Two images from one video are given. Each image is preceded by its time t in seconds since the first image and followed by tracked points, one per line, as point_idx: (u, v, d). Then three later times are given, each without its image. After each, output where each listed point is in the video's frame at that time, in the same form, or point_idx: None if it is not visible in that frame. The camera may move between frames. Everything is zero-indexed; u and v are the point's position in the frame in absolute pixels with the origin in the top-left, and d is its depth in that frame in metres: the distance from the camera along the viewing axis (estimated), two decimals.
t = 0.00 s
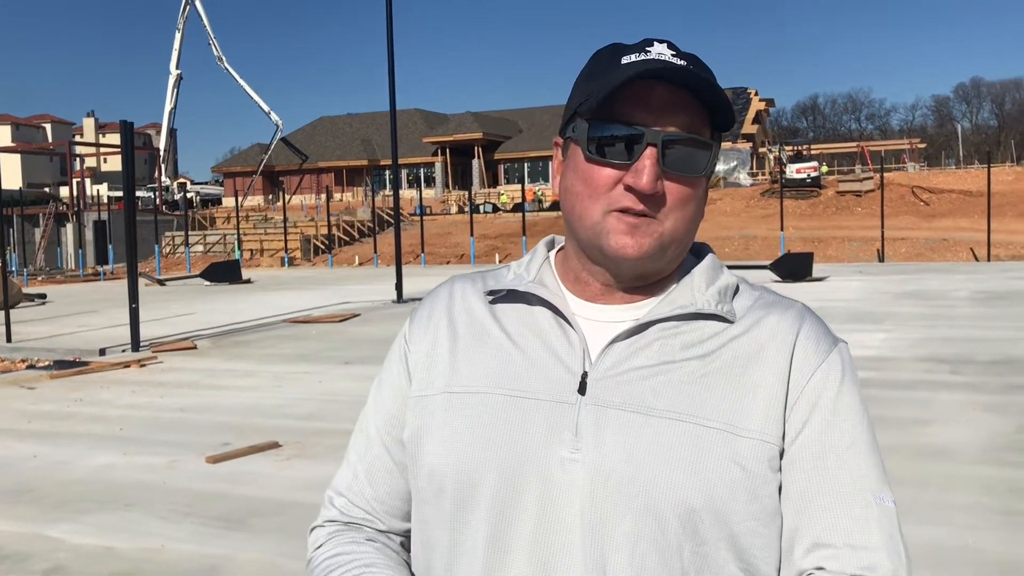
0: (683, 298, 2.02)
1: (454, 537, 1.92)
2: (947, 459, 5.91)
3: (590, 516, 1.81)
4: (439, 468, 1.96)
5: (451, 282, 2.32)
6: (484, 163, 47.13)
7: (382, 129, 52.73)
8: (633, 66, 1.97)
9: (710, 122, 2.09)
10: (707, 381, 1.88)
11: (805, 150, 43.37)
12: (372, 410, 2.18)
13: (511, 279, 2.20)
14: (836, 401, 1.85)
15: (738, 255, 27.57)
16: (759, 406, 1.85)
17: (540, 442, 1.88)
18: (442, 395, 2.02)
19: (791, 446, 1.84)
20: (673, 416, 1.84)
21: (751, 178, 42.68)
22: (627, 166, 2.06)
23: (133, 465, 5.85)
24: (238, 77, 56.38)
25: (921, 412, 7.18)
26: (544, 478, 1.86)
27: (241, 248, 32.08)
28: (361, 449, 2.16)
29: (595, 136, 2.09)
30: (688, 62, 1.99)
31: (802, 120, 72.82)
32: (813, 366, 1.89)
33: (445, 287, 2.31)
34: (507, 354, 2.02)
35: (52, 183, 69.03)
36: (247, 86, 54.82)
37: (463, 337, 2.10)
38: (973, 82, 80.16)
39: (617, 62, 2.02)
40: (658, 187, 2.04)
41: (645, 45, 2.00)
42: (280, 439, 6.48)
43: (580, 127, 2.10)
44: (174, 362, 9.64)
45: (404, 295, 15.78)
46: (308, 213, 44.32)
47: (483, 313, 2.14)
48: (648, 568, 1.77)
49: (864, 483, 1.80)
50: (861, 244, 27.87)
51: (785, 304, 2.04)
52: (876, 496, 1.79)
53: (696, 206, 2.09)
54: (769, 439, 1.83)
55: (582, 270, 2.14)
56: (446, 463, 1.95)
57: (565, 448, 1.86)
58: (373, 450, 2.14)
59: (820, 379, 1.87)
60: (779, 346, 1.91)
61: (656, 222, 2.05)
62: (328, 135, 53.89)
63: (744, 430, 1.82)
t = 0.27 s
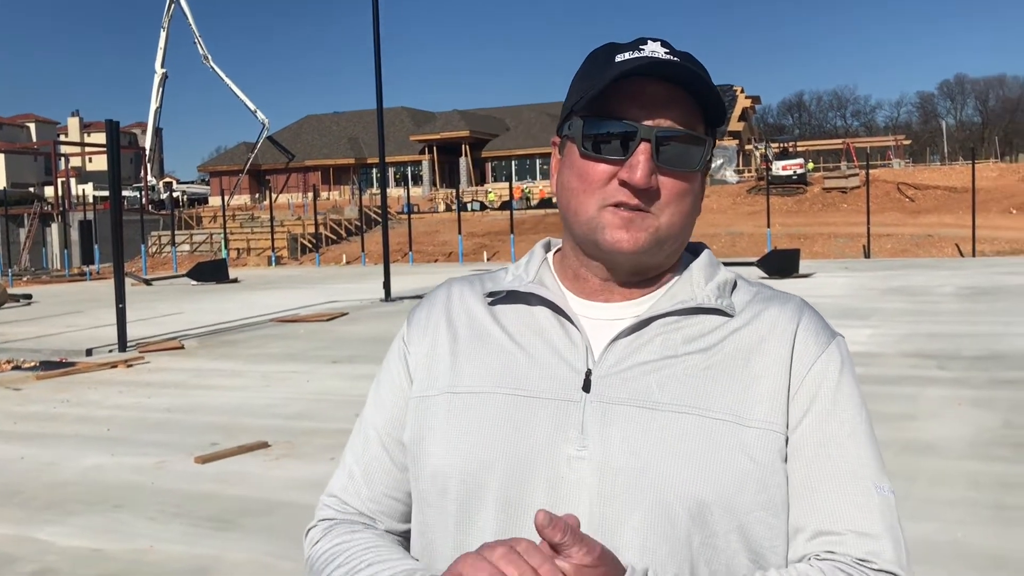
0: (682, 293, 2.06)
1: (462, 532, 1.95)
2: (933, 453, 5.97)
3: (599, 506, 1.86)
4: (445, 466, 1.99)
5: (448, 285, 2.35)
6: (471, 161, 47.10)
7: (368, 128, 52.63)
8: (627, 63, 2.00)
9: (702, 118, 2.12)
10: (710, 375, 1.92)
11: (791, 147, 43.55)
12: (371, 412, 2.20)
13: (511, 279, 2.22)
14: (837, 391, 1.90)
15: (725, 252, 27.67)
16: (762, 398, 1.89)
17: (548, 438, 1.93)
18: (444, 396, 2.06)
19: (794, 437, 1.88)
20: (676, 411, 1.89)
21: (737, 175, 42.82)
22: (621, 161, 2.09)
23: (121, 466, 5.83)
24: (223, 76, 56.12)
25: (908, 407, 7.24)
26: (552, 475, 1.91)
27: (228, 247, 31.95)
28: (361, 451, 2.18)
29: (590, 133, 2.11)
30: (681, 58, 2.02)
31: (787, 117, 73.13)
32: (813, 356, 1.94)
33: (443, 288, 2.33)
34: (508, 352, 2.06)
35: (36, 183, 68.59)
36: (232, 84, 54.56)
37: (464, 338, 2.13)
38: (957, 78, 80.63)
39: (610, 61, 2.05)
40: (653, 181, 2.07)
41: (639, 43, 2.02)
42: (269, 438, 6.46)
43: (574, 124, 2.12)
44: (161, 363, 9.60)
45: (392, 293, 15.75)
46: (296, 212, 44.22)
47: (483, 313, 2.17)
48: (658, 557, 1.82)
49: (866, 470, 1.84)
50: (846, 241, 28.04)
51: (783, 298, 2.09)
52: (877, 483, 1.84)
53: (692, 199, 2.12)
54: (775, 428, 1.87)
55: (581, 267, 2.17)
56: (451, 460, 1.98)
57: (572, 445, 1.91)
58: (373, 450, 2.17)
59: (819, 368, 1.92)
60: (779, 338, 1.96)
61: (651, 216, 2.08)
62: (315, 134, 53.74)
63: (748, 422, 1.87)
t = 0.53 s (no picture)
0: (687, 289, 2.06)
1: (465, 528, 1.95)
2: (926, 451, 5.99)
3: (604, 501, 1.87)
4: (447, 462, 1.99)
5: (448, 276, 2.34)
6: (465, 158, 47.07)
7: (362, 124, 52.55)
8: (629, 57, 2.00)
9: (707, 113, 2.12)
10: (715, 371, 1.93)
11: (784, 145, 43.64)
12: (371, 405, 2.19)
13: (511, 272, 2.21)
14: (840, 389, 1.92)
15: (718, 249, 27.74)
16: (768, 394, 1.90)
17: (550, 433, 1.93)
18: (446, 389, 2.05)
19: (799, 433, 1.90)
20: (681, 406, 1.91)
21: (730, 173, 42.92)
22: (626, 156, 2.09)
23: (113, 463, 5.81)
24: (216, 71, 55.95)
25: (901, 405, 7.26)
26: (554, 470, 1.92)
27: (220, 244, 31.86)
28: (361, 447, 2.17)
29: (594, 126, 2.12)
30: (685, 52, 2.02)
31: (780, 115, 73.27)
32: (818, 353, 1.95)
33: (442, 282, 2.33)
34: (511, 347, 2.06)
35: (28, 178, 68.28)
36: (225, 80, 54.38)
37: (465, 332, 2.13)
38: (949, 77, 80.91)
39: (613, 53, 2.05)
40: (656, 176, 2.07)
41: (643, 36, 2.03)
42: (262, 435, 6.45)
43: (577, 118, 2.13)
44: (153, 359, 9.57)
45: (385, 290, 15.73)
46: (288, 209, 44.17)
47: (484, 306, 2.17)
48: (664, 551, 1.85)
49: (869, 468, 1.87)
50: (839, 239, 28.13)
51: (786, 294, 2.10)
52: (879, 481, 1.86)
53: (697, 194, 2.12)
54: (781, 425, 1.89)
55: (584, 262, 2.17)
56: (455, 456, 1.98)
57: (575, 440, 1.92)
58: (373, 445, 2.16)
59: (824, 365, 1.94)
60: (785, 335, 1.97)
61: (655, 211, 2.08)
62: (307, 130, 53.62)
63: (753, 418, 1.89)
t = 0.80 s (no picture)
0: (691, 296, 2.05)
1: (473, 537, 1.93)
2: (928, 451, 5.97)
3: (613, 515, 1.86)
4: (449, 471, 1.97)
5: (445, 272, 2.31)
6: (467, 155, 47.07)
7: (365, 121, 52.56)
8: (624, 58, 1.98)
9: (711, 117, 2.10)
10: (721, 382, 1.92)
11: (787, 144, 43.56)
12: (369, 406, 2.16)
13: (511, 272, 2.18)
14: (850, 403, 1.92)
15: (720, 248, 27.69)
16: (776, 407, 1.90)
17: (554, 443, 1.92)
18: (448, 394, 2.02)
19: (809, 449, 1.91)
20: (688, 418, 1.90)
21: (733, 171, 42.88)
22: (623, 163, 2.07)
23: (113, 458, 5.81)
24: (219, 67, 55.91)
25: (903, 405, 7.25)
26: (557, 481, 1.90)
27: (222, 239, 31.86)
28: (360, 448, 2.14)
29: (590, 130, 2.10)
30: (686, 53, 2.00)
31: (784, 114, 73.16)
32: (826, 364, 1.95)
33: (439, 278, 2.29)
34: (514, 353, 2.03)
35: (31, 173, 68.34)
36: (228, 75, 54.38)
37: (465, 335, 2.10)
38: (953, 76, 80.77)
39: (609, 56, 2.03)
40: (654, 185, 2.06)
41: (642, 34, 2.01)
42: (263, 431, 6.45)
43: (574, 123, 2.11)
44: (155, 354, 9.57)
45: (387, 287, 15.73)
46: (291, 205, 44.19)
47: (484, 307, 2.14)
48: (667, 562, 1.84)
49: (879, 482, 1.88)
50: (842, 238, 28.09)
51: (793, 299, 2.09)
52: (889, 492, 1.88)
53: (699, 201, 2.11)
54: (789, 440, 1.89)
55: (585, 268, 2.15)
56: (459, 463, 1.96)
57: (580, 451, 1.90)
58: (371, 449, 2.13)
59: (835, 377, 1.94)
60: (793, 343, 1.96)
61: (657, 220, 2.07)
62: (311, 126, 53.62)
63: (761, 433, 1.88)
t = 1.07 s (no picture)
0: (690, 296, 2.00)
1: (466, 539, 1.92)
2: (938, 452, 5.94)
3: (605, 518, 1.84)
4: (443, 473, 1.95)
5: (444, 270, 2.29)
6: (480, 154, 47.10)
7: (377, 119, 52.71)
8: (620, 56, 1.95)
9: (707, 113, 2.06)
10: (719, 383, 1.89)
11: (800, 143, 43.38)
12: (365, 405, 2.14)
13: (508, 272, 2.15)
14: (851, 403, 1.87)
15: (732, 247, 27.60)
16: (774, 408, 1.86)
17: (548, 446, 1.89)
18: (441, 396, 2.00)
19: (808, 450, 1.86)
20: (685, 420, 1.86)
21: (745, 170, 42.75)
22: (620, 163, 2.03)
23: (125, 455, 5.85)
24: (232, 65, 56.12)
25: (913, 405, 7.22)
26: (550, 483, 1.88)
27: (235, 237, 32.01)
28: (354, 445, 2.14)
29: (586, 128, 2.07)
30: (683, 48, 1.97)
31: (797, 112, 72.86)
32: (828, 363, 1.90)
33: (437, 277, 2.27)
34: (509, 354, 2.01)
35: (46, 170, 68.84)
36: (242, 74, 54.59)
37: (461, 337, 2.07)
38: (967, 74, 80.24)
39: (606, 52, 1.99)
40: (654, 184, 2.02)
41: (638, 31, 1.97)
42: (272, 428, 6.48)
43: (569, 121, 2.08)
44: (167, 351, 9.64)
45: (398, 285, 15.77)
46: (304, 203, 44.37)
47: (481, 308, 2.12)
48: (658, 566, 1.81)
49: (880, 486, 1.83)
50: (854, 237, 27.96)
51: (796, 298, 2.04)
52: (890, 492, 1.82)
53: (698, 199, 2.06)
54: (787, 442, 1.85)
55: (583, 268, 2.11)
56: (450, 466, 1.94)
57: (575, 454, 1.88)
58: (366, 451, 2.12)
59: (835, 377, 1.89)
60: (793, 342, 1.92)
61: (655, 219, 2.02)
62: (324, 125, 53.78)
63: (756, 434, 1.85)
